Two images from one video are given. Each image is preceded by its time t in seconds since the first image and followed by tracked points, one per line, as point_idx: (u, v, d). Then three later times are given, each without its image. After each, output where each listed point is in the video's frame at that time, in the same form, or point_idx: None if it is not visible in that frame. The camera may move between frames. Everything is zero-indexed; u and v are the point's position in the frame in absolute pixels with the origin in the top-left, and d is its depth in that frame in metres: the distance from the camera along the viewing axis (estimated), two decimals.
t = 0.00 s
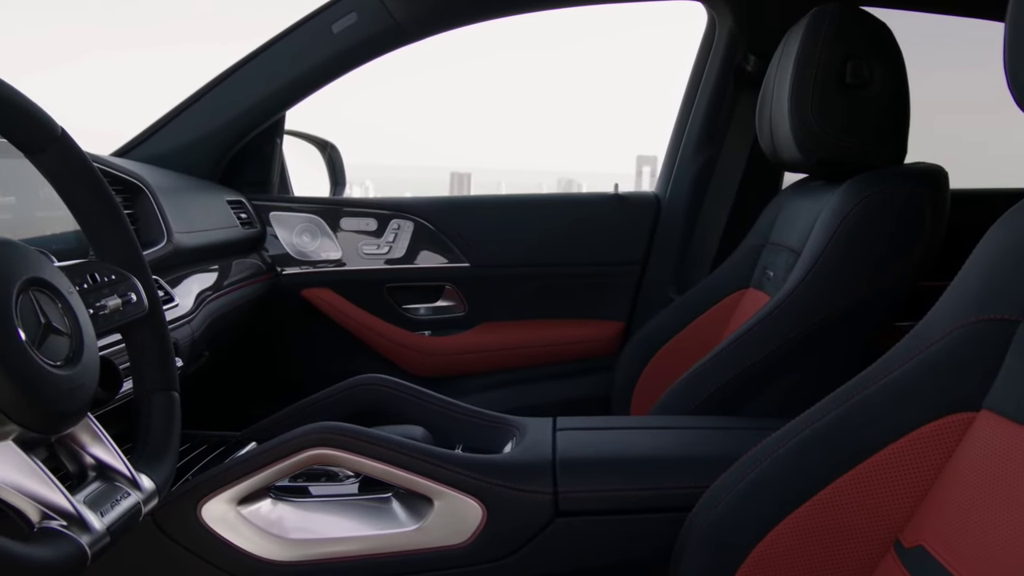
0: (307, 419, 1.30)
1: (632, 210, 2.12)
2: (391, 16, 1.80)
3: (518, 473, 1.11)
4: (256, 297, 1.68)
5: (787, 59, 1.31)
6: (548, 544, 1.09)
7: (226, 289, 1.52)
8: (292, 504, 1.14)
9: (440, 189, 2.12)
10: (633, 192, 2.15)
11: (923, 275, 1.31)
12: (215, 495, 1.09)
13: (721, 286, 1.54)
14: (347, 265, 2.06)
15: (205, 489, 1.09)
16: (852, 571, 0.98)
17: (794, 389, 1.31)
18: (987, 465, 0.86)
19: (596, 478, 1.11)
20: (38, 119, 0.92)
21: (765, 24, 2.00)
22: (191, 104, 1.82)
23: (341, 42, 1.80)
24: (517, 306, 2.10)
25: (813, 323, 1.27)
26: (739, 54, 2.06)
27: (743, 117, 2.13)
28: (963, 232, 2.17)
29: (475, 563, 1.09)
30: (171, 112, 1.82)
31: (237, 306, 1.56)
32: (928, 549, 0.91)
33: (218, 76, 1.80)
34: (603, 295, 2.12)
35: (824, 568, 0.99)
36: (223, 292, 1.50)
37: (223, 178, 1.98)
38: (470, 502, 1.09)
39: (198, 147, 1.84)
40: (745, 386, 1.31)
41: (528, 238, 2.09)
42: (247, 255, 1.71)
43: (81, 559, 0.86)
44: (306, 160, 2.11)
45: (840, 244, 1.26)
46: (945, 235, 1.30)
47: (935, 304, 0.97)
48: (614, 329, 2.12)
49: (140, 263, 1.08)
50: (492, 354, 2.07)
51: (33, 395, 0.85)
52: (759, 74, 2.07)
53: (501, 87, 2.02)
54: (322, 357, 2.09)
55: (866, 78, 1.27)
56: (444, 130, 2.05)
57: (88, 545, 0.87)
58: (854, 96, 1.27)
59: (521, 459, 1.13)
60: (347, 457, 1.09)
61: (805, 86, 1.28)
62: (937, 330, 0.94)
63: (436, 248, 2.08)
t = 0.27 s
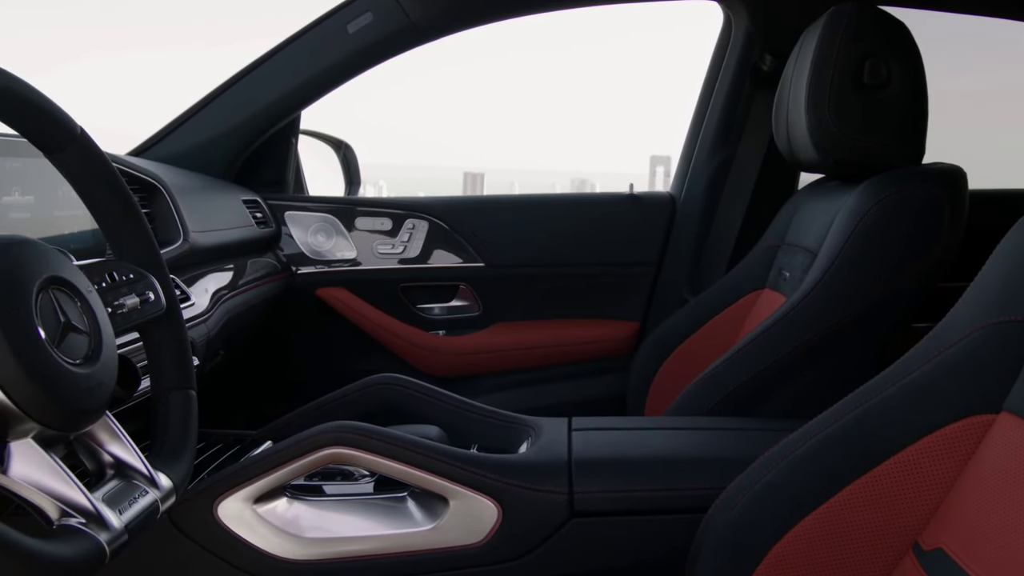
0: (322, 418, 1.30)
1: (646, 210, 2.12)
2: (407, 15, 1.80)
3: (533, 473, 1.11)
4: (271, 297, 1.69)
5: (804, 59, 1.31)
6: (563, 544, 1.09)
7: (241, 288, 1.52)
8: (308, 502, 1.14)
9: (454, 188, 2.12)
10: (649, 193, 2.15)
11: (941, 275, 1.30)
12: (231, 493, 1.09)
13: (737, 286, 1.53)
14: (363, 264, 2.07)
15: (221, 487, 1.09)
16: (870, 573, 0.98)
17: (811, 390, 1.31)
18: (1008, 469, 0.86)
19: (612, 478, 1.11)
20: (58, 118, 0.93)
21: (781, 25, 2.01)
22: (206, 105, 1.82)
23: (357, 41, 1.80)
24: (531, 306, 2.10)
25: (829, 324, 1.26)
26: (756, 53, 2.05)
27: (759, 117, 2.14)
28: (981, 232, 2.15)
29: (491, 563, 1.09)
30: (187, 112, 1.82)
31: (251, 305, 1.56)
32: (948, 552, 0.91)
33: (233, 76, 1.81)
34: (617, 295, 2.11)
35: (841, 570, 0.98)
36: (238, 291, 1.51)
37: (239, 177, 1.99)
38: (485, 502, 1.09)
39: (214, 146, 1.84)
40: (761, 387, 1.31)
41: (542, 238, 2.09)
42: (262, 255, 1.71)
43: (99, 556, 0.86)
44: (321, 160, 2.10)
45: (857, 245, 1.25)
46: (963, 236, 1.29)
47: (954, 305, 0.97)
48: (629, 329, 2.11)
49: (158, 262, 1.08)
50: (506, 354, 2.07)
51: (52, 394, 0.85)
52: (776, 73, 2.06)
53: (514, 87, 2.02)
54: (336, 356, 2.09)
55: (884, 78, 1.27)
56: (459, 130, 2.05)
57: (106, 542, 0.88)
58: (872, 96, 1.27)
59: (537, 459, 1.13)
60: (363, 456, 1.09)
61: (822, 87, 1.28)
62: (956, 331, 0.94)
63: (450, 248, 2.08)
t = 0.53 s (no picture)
0: (338, 417, 1.30)
1: (662, 210, 2.11)
2: (424, 16, 1.80)
3: (550, 474, 1.11)
4: (287, 296, 1.69)
5: (822, 60, 1.30)
6: (580, 544, 1.09)
7: (258, 287, 1.53)
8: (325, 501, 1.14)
9: (468, 189, 2.12)
10: (664, 193, 2.14)
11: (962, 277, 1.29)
12: (249, 492, 1.09)
13: (755, 287, 1.52)
14: (380, 264, 2.07)
15: (239, 486, 1.09)
16: None
17: (829, 391, 1.30)
18: None
19: (630, 478, 1.11)
20: (79, 118, 0.93)
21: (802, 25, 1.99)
22: (223, 105, 1.84)
23: (374, 41, 1.81)
24: (547, 306, 2.10)
25: (848, 326, 1.25)
26: (773, 54, 2.04)
27: (777, 117, 2.12)
28: (1003, 233, 2.13)
29: (508, 563, 1.09)
30: (205, 111, 1.83)
31: (269, 305, 1.56)
32: (968, 556, 0.90)
33: (249, 77, 1.82)
34: (634, 295, 2.11)
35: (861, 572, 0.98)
36: (256, 290, 1.51)
37: (257, 175, 2.01)
38: (502, 502, 1.09)
39: (232, 146, 1.85)
40: (779, 389, 1.30)
41: (558, 237, 2.09)
42: (280, 254, 1.72)
43: (119, 554, 0.87)
44: (335, 158, 2.12)
45: (876, 246, 1.25)
46: (984, 236, 1.28)
47: (977, 306, 0.96)
48: (646, 329, 2.10)
49: (178, 261, 1.09)
50: (521, 354, 2.07)
51: (72, 391, 0.86)
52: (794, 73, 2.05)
53: (532, 88, 2.03)
54: (351, 355, 2.10)
55: (904, 78, 1.26)
56: (476, 129, 2.05)
57: (126, 540, 0.88)
58: (892, 96, 1.26)
59: (554, 459, 1.13)
60: (380, 455, 1.09)
61: (841, 87, 1.27)
62: (978, 333, 0.93)
63: (466, 247, 2.09)
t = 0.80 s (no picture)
0: (354, 415, 1.30)
1: (679, 210, 2.11)
2: (441, 15, 1.81)
3: (567, 474, 1.10)
4: (303, 295, 1.69)
5: (841, 59, 1.30)
6: (597, 544, 1.09)
7: (274, 286, 1.53)
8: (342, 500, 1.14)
9: (483, 188, 2.12)
10: (680, 193, 2.13)
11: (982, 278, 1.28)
12: (266, 490, 1.09)
13: (773, 287, 1.52)
14: (396, 264, 2.08)
15: (256, 484, 1.10)
16: None
17: (847, 392, 1.29)
18: None
19: (647, 479, 1.11)
20: (99, 118, 0.94)
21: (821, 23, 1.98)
22: (240, 104, 1.85)
23: (391, 40, 1.81)
24: (562, 306, 2.10)
25: (866, 327, 1.25)
26: (792, 53, 2.02)
27: (796, 117, 2.10)
28: None
29: (524, 563, 1.10)
30: (221, 111, 1.85)
31: (285, 304, 1.57)
32: (987, 559, 0.88)
33: (266, 76, 1.83)
34: (649, 295, 2.10)
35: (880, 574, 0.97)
36: (271, 289, 1.52)
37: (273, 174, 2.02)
38: (519, 501, 1.09)
39: (248, 145, 1.86)
40: (796, 390, 1.30)
41: (574, 236, 2.09)
42: (296, 253, 1.72)
43: (139, 551, 0.87)
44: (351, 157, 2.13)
45: (895, 247, 1.24)
46: (1004, 237, 1.27)
47: (998, 307, 0.95)
48: (662, 329, 2.10)
49: (197, 259, 1.09)
50: (534, 354, 2.07)
51: (92, 389, 0.86)
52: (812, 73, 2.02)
53: (548, 89, 2.03)
54: (366, 353, 2.10)
55: (924, 77, 1.25)
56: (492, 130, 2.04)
57: (146, 537, 0.89)
58: (912, 95, 1.25)
59: (571, 459, 1.12)
60: (397, 454, 1.09)
61: (861, 87, 1.27)
62: (999, 334, 0.92)
63: (482, 247, 2.09)
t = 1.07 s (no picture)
0: (371, 414, 1.30)
1: (695, 210, 2.10)
2: (458, 14, 1.81)
3: (584, 473, 1.10)
4: (318, 294, 1.69)
5: (860, 59, 1.30)
6: (613, 544, 1.09)
7: (290, 284, 1.54)
8: (359, 498, 1.15)
9: (498, 188, 2.12)
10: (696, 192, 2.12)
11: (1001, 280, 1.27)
12: (283, 488, 1.10)
13: (791, 286, 1.51)
14: (411, 263, 2.08)
15: (273, 481, 1.10)
16: None
17: (865, 393, 1.28)
18: None
19: (665, 479, 1.10)
20: (119, 116, 0.94)
21: (841, 22, 1.97)
22: (261, 99, 1.84)
23: (409, 39, 1.81)
24: (577, 305, 2.10)
25: (883, 328, 1.24)
26: (810, 52, 2.01)
27: (813, 117, 2.09)
28: None
29: (540, 563, 1.09)
30: (239, 109, 1.84)
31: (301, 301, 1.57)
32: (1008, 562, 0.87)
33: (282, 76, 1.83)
34: (665, 295, 2.09)
35: None
36: (287, 288, 1.52)
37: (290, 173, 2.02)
38: (535, 501, 1.09)
39: (266, 142, 1.86)
40: (813, 391, 1.29)
41: (589, 235, 2.08)
42: (312, 252, 1.72)
43: (158, 548, 0.87)
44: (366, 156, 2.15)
45: (913, 248, 1.23)
46: None
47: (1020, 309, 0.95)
48: (678, 329, 2.09)
49: (215, 257, 1.09)
50: (548, 353, 2.07)
51: (112, 386, 0.86)
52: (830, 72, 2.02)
53: (565, 88, 2.03)
54: (383, 353, 2.11)
55: (944, 76, 1.25)
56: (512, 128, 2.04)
57: (165, 534, 0.89)
58: (932, 94, 1.25)
59: (587, 459, 1.12)
60: (413, 453, 1.09)
61: (880, 86, 1.26)
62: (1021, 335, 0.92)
63: (497, 246, 2.09)
